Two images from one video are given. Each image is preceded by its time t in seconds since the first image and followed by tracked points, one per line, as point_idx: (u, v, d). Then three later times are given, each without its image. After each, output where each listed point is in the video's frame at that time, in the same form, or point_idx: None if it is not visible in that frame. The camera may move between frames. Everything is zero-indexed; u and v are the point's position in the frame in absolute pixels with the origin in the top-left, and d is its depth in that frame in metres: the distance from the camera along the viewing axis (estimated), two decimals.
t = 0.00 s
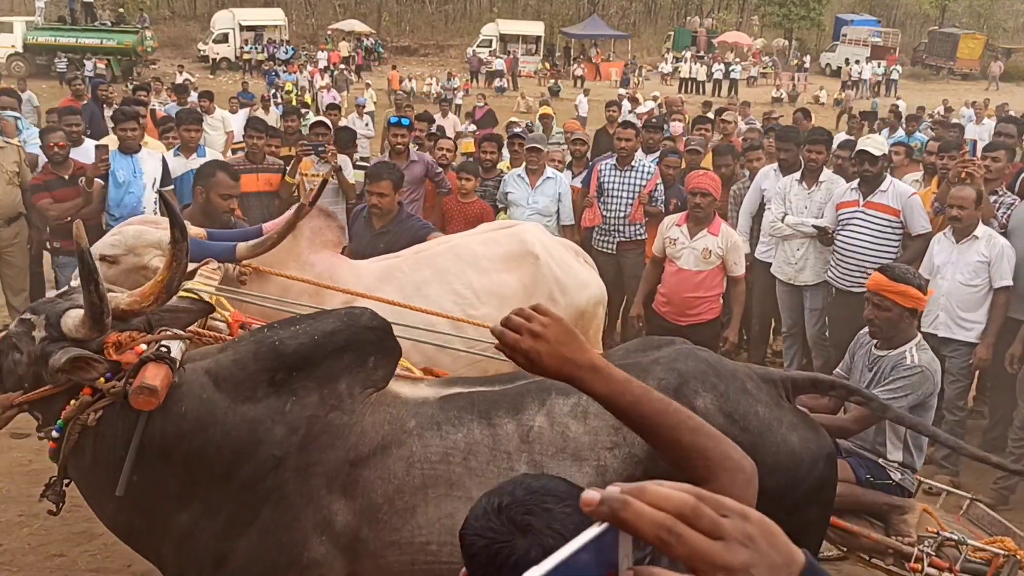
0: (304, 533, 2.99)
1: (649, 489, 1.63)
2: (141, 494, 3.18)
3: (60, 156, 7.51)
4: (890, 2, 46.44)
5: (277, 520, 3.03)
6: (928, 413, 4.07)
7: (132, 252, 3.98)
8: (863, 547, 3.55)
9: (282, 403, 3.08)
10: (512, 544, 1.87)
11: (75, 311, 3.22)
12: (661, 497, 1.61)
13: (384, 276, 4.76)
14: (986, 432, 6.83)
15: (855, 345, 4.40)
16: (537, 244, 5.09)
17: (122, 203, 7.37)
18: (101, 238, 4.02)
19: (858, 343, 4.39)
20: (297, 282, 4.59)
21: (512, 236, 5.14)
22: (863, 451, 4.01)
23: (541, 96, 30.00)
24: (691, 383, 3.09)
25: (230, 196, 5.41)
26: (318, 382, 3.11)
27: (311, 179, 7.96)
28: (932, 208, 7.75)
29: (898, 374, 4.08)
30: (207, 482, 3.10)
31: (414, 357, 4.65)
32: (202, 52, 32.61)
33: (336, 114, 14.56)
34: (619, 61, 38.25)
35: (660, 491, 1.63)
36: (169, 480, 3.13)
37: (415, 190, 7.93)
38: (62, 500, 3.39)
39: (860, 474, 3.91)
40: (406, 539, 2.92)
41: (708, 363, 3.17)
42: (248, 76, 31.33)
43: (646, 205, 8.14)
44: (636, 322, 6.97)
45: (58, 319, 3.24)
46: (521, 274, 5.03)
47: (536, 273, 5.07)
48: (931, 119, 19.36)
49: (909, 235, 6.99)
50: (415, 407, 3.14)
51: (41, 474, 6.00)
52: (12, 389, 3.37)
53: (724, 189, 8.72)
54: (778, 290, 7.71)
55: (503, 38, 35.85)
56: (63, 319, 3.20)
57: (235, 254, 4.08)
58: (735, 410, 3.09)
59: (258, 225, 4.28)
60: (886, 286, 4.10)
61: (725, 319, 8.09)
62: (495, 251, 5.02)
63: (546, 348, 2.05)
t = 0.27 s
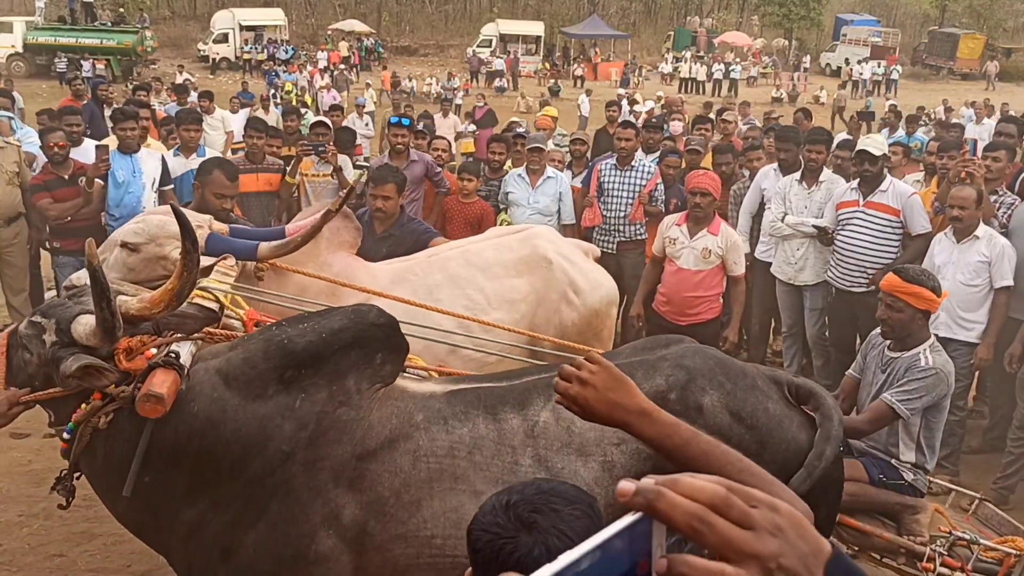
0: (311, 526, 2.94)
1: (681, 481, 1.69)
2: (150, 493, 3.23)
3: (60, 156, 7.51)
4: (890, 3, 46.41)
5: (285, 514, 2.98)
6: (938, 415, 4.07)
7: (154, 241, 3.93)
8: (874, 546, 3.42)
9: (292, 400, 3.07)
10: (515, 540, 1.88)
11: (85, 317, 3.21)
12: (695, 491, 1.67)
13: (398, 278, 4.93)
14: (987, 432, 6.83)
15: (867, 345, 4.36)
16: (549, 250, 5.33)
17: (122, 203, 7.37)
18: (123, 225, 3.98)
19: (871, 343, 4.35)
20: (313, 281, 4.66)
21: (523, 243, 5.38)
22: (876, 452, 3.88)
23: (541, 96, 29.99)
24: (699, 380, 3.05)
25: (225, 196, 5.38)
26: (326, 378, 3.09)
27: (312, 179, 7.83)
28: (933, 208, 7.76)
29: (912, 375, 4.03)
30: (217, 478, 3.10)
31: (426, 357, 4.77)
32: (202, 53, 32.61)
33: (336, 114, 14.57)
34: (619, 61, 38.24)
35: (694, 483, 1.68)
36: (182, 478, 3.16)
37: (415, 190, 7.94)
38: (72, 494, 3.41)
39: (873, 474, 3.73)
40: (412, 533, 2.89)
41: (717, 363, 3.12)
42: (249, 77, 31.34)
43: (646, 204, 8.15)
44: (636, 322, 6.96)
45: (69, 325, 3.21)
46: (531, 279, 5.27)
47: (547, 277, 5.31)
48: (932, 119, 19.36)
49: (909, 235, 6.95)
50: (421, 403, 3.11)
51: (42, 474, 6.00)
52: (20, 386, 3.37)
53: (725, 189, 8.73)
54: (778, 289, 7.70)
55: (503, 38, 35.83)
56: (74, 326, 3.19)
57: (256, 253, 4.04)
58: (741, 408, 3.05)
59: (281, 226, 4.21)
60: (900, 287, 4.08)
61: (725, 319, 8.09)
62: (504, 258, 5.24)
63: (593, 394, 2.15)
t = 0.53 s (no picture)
0: (305, 532, 2.89)
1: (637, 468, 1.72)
2: (151, 499, 3.22)
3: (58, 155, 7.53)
4: (889, 3, 46.40)
5: (281, 518, 2.93)
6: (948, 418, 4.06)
7: (161, 254, 3.88)
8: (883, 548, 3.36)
9: (287, 406, 2.98)
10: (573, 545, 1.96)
11: (89, 321, 3.22)
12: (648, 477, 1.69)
13: (406, 278, 4.94)
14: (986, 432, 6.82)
15: (878, 346, 4.33)
16: (555, 248, 5.33)
17: (119, 203, 7.33)
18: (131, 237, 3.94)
19: (882, 344, 4.32)
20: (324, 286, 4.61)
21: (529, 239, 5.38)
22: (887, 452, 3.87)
23: (540, 96, 29.98)
24: (704, 395, 2.87)
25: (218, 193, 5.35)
26: (322, 383, 3.01)
27: (310, 180, 8.01)
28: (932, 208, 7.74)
29: (923, 378, 4.00)
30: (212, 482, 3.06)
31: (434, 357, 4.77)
32: (201, 52, 32.62)
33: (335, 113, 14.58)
34: (618, 60, 38.26)
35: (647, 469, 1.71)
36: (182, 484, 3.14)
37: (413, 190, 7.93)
38: (79, 498, 3.43)
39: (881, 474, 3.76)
40: (406, 541, 2.81)
41: (728, 377, 2.93)
42: (248, 76, 31.34)
43: (645, 204, 8.16)
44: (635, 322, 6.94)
45: (73, 329, 3.22)
46: (536, 277, 5.28)
47: (551, 275, 5.32)
48: (931, 118, 19.34)
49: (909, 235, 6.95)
50: (421, 411, 3.03)
51: (39, 474, 5.99)
52: (22, 387, 3.38)
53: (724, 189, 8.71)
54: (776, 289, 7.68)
55: (502, 38, 35.83)
56: (77, 330, 3.20)
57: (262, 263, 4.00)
58: (750, 425, 2.85)
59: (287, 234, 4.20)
60: (913, 290, 4.06)
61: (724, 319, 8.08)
62: (510, 255, 5.27)
63: (685, 435, 2.04)
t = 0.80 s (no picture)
0: (292, 533, 2.74)
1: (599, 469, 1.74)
2: (141, 495, 3.16)
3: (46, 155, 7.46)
4: (878, 4, 46.66)
5: (268, 516, 2.80)
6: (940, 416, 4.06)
7: (150, 265, 3.87)
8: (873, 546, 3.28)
9: (274, 402, 2.89)
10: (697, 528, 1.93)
11: (76, 313, 3.20)
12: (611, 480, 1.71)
13: (403, 268, 5.00)
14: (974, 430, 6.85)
15: (872, 344, 4.33)
16: (544, 243, 5.45)
17: (107, 203, 7.34)
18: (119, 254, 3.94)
19: (876, 342, 4.32)
20: (322, 280, 4.65)
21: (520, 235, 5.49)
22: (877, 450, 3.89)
23: (532, 96, 30.01)
24: (704, 407, 2.67)
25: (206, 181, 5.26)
26: (311, 382, 2.90)
27: (301, 179, 8.01)
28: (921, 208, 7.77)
29: (915, 376, 4.01)
30: (200, 479, 2.99)
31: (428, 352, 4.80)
32: (191, 52, 32.52)
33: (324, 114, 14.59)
34: (608, 61, 38.33)
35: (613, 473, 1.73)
36: (168, 481, 3.08)
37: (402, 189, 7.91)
38: (68, 500, 3.39)
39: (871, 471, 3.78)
40: (393, 545, 2.60)
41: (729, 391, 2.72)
42: (238, 76, 31.26)
43: (635, 204, 8.19)
44: (624, 321, 6.95)
45: (59, 321, 3.21)
46: (527, 269, 5.37)
47: (541, 269, 5.42)
48: (919, 119, 19.48)
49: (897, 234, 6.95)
50: (415, 411, 2.84)
51: (26, 475, 5.93)
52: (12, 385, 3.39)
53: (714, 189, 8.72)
54: (767, 289, 7.72)
55: (493, 38, 35.88)
56: (64, 322, 3.18)
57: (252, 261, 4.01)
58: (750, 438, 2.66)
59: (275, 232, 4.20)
60: (910, 291, 4.05)
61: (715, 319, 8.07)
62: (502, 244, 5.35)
63: (814, 527, 2.20)
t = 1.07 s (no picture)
0: (271, 540, 2.73)
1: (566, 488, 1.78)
2: (123, 496, 3.12)
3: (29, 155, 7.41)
4: (863, 5, 46.89)
5: (247, 526, 2.79)
6: (924, 416, 4.08)
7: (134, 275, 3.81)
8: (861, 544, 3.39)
9: (255, 406, 2.88)
10: (764, 510, 1.88)
11: (60, 310, 3.18)
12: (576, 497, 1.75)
13: (392, 264, 5.00)
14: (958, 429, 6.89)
15: (857, 344, 4.35)
16: (525, 236, 5.48)
17: (90, 203, 7.31)
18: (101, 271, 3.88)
19: (861, 342, 4.35)
20: (314, 282, 4.66)
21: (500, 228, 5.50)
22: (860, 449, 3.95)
23: (519, 96, 30.02)
24: (692, 411, 2.72)
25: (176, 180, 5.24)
26: (293, 387, 2.88)
27: (286, 178, 7.97)
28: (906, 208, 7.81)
29: (900, 376, 4.03)
30: (181, 483, 2.97)
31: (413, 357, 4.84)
32: (177, 51, 32.41)
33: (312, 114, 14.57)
34: (595, 61, 38.39)
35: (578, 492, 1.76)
36: (147, 485, 3.06)
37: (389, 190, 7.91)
38: (49, 502, 3.36)
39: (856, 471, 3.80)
40: (377, 554, 2.60)
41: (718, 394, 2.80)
42: (224, 76, 31.14)
43: (622, 204, 8.20)
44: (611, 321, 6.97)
45: (43, 319, 3.18)
46: (511, 262, 5.38)
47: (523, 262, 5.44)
48: (905, 119, 19.58)
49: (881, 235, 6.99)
50: (400, 417, 2.83)
51: (9, 478, 5.90)
52: None
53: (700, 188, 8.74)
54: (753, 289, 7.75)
55: (480, 38, 35.91)
56: (48, 318, 3.16)
57: (235, 266, 4.00)
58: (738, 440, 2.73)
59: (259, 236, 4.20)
60: (891, 291, 4.06)
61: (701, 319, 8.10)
62: (489, 239, 5.37)
63: None
